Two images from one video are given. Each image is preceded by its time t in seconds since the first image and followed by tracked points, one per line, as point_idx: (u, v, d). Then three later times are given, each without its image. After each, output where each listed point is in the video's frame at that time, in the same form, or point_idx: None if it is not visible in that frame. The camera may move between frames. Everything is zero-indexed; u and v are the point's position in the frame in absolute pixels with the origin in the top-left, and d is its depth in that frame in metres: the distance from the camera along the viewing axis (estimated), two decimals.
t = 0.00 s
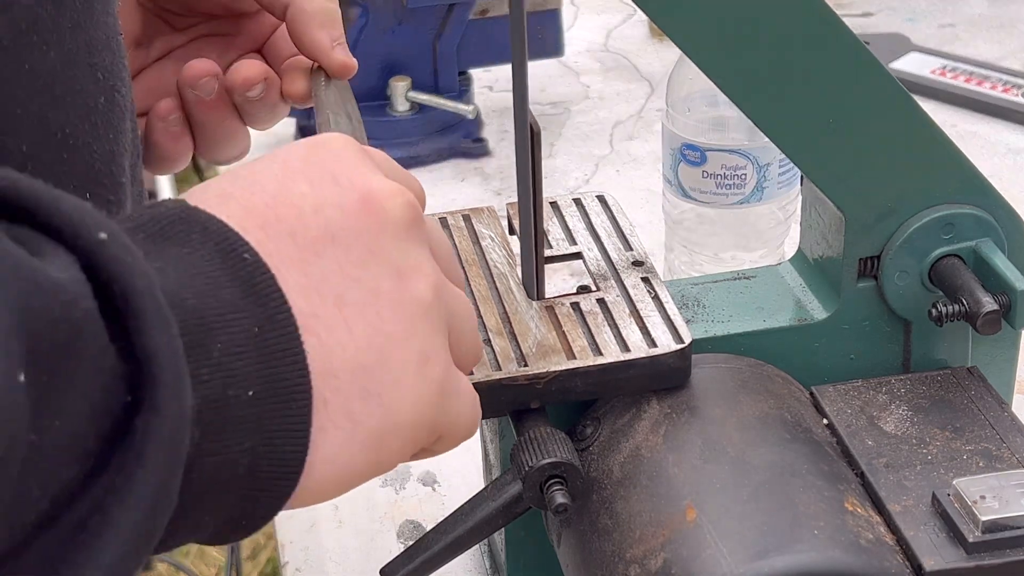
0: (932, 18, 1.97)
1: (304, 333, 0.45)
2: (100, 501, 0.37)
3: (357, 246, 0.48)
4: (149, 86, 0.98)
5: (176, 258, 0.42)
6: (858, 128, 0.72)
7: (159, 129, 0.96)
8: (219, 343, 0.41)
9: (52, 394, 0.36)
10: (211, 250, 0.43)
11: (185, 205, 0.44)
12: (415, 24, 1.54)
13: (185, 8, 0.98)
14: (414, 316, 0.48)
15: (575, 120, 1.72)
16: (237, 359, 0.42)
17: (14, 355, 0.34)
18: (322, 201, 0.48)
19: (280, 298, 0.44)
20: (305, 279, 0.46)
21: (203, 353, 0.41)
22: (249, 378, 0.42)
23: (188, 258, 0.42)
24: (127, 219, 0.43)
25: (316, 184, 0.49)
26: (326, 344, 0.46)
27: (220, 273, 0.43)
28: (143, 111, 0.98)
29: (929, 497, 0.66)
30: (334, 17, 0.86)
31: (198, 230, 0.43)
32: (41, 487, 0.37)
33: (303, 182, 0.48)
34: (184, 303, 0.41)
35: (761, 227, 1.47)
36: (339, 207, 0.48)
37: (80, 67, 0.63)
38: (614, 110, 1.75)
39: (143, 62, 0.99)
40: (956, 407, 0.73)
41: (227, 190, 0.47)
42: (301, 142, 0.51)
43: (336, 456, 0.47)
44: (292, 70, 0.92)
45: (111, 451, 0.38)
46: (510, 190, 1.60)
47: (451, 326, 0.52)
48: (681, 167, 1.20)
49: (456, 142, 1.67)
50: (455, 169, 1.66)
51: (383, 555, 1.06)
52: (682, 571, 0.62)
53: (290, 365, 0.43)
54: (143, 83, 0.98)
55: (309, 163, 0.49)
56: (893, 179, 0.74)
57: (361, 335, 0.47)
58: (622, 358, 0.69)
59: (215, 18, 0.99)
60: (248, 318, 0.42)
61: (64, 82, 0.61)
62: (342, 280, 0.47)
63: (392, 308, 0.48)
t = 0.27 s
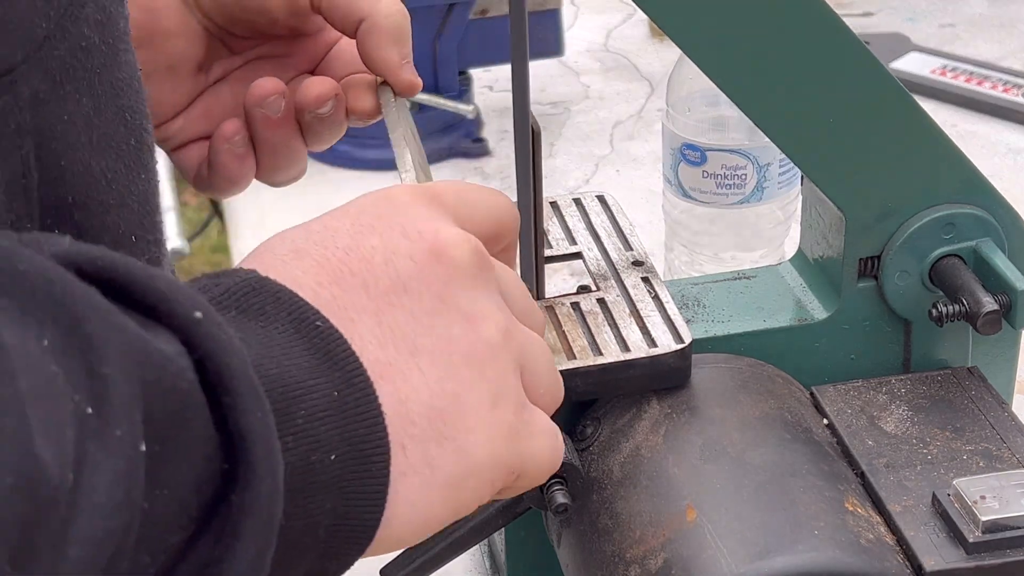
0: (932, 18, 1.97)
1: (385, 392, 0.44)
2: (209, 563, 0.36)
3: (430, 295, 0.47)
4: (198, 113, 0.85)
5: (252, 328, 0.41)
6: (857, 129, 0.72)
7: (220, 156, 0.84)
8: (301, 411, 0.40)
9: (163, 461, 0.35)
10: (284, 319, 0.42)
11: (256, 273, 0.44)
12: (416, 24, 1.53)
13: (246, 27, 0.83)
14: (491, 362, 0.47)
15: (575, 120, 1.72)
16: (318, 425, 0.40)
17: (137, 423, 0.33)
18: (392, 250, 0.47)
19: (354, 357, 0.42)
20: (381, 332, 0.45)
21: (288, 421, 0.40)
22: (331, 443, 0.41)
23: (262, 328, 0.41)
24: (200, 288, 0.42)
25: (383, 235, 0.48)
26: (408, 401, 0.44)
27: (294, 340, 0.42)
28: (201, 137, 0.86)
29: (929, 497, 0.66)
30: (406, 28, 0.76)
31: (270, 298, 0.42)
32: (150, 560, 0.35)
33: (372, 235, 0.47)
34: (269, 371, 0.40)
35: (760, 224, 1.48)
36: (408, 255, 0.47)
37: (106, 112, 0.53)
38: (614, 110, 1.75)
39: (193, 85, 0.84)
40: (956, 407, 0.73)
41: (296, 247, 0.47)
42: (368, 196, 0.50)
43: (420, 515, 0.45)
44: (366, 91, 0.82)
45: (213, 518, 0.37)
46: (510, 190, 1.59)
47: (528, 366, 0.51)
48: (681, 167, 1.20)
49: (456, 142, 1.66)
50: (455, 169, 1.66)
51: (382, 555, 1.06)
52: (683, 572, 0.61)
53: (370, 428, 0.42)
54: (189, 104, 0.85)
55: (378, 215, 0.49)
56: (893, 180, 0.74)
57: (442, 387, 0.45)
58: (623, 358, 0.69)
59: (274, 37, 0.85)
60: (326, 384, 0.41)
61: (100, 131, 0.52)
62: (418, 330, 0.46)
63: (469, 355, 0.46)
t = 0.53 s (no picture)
0: (932, 18, 1.97)
1: (467, 401, 0.48)
2: (321, 558, 0.42)
3: (507, 304, 0.51)
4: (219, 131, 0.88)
5: (348, 347, 0.46)
6: (858, 129, 0.72)
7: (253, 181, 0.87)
8: (390, 426, 0.45)
9: (277, 476, 0.40)
10: (375, 336, 0.47)
11: (347, 290, 0.48)
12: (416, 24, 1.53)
13: (274, 48, 0.86)
14: (569, 365, 0.51)
15: (575, 119, 1.72)
16: (405, 441, 0.45)
17: (251, 449, 0.38)
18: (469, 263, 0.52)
19: (442, 372, 0.47)
20: (461, 345, 0.49)
21: (379, 438, 0.45)
22: (417, 458, 0.46)
23: (358, 346, 0.46)
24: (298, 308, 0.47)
25: (463, 249, 0.52)
26: (488, 409, 0.48)
27: (387, 357, 0.46)
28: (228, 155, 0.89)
29: (929, 497, 0.66)
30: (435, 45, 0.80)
31: (363, 315, 0.47)
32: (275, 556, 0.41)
33: (451, 247, 0.52)
34: (359, 393, 0.45)
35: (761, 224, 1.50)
36: (486, 267, 0.52)
37: (104, 150, 0.59)
38: (614, 110, 1.75)
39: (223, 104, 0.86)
40: (956, 407, 0.73)
41: (377, 264, 0.52)
42: (442, 207, 0.56)
43: (510, 521, 0.49)
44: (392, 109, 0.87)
45: (320, 526, 0.42)
46: (510, 190, 1.59)
47: (610, 359, 0.55)
48: (681, 167, 1.20)
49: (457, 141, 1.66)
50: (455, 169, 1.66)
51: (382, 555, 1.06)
52: (683, 572, 0.61)
53: (452, 441, 0.47)
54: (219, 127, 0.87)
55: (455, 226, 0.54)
56: (893, 180, 0.74)
57: (519, 392, 0.49)
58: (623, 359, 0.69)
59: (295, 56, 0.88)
60: (413, 400, 0.46)
61: (98, 166, 0.58)
62: (495, 340, 0.50)
63: (546, 360, 0.51)
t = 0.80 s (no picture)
0: (932, 18, 1.97)
1: (457, 401, 0.49)
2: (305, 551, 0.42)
3: (496, 304, 0.52)
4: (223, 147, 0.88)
5: (339, 347, 0.47)
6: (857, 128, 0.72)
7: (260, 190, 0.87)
8: (378, 427, 0.46)
9: (265, 474, 0.41)
10: (365, 335, 0.48)
11: (341, 286, 0.49)
12: (416, 24, 1.53)
13: (281, 64, 0.87)
14: (556, 363, 0.52)
15: (576, 120, 1.72)
16: (394, 442, 0.46)
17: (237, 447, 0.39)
18: (458, 263, 0.52)
19: (432, 374, 0.48)
20: (450, 345, 0.50)
21: (367, 438, 0.45)
22: (405, 459, 0.46)
23: (349, 346, 0.47)
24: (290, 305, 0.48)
25: (452, 247, 0.53)
26: (476, 410, 0.49)
27: (378, 358, 0.47)
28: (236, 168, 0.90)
29: (929, 497, 0.66)
30: (439, 72, 0.80)
31: (355, 313, 0.48)
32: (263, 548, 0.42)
33: (439, 248, 0.53)
34: (350, 393, 0.46)
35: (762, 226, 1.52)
36: (474, 266, 0.52)
37: (119, 148, 0.60)
38: (614, 110, 1.75)
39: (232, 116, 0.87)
40: (955, 407, 0.73)
41: (366, 265, 0.52)
42: (431, 207, 0.56)
43: (495, 520, 0.49)
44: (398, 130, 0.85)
45: (303, 522, 0.43)
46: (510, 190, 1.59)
47: (596, 358, 0.55)
48: (681, 167, 1.20)
49: (457, 142, 1.66)
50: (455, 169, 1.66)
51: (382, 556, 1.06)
52: (683, 572, 0.61)
53: (441, 443, 0.47)
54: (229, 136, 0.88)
55: (442, 228, 0.54)
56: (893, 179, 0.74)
57: (507, 391, 0.50)
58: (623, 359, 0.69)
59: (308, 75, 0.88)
60: (404, 401, 0.47)
61: (110, 161, 0.59)
62: (484, 339, 0.51)
63: (535, 358, 0.51)
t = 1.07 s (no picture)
0: (932, 18, 1.97)
1: (450, 420, 0.49)
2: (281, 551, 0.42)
3: (500, 327, 0.52)
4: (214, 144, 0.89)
5: (335, 355, 0.47)
6: (856, 127, 0.72)
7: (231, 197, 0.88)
8: (365, 440, 0.46)
9: (231, 480, 0.41)
10: (364, 349, 0.48)
11: (348, 296, 0.49)
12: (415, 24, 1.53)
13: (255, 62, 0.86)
14: (553, 391, 0.52)
15: (576, 120, 1.72)
16: (379, 456, 0.46)
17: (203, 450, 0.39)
18: (467, 283, 0.53)
19: (428, 393, 0.48)
20: (451, 365, 0.50)
21: (352, 451, 0.45)
22: (389, 475, 0.46)
23: (344, 355, 0.47)
24: (292, 309, 0.48)
25: (463, 266, 0.54)
26: (468, 431, 0.49)
27: (373, 369, 0.47)
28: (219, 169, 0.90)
29: (929, 498, 0.66)
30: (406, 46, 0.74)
31: (355, 323, 0.48)
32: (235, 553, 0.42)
33: (450, 265, 0.54)
34: (340, 403, 0.45)
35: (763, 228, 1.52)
36: (481, 287, 0.53)
37: (109, 151, 0.60)
38: (614, 110, 1.75)
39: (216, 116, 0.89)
40: (955, 407, 0.73)
41: (379, 272, 0.53)
42: (446, 224, 0.58)
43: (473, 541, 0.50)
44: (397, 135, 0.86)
45: (275, 531, 0.43)
46: (510, 190, 1.59)
47: (594, 385, 0.56)
48: (681, 167, 1.20)
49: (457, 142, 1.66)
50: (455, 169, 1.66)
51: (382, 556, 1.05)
52: (683, 572, 0.61)
53: (426, 460, 0.48)
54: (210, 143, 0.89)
55: (455, 245, 0.55)
56: (892, 179, 0.74)
57: (502, 415, 0.51)
58: (623, 359, 0.69)
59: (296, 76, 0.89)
60: (394, 415, 0.47)
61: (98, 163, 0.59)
62: (484, 360, 0.51)
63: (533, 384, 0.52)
